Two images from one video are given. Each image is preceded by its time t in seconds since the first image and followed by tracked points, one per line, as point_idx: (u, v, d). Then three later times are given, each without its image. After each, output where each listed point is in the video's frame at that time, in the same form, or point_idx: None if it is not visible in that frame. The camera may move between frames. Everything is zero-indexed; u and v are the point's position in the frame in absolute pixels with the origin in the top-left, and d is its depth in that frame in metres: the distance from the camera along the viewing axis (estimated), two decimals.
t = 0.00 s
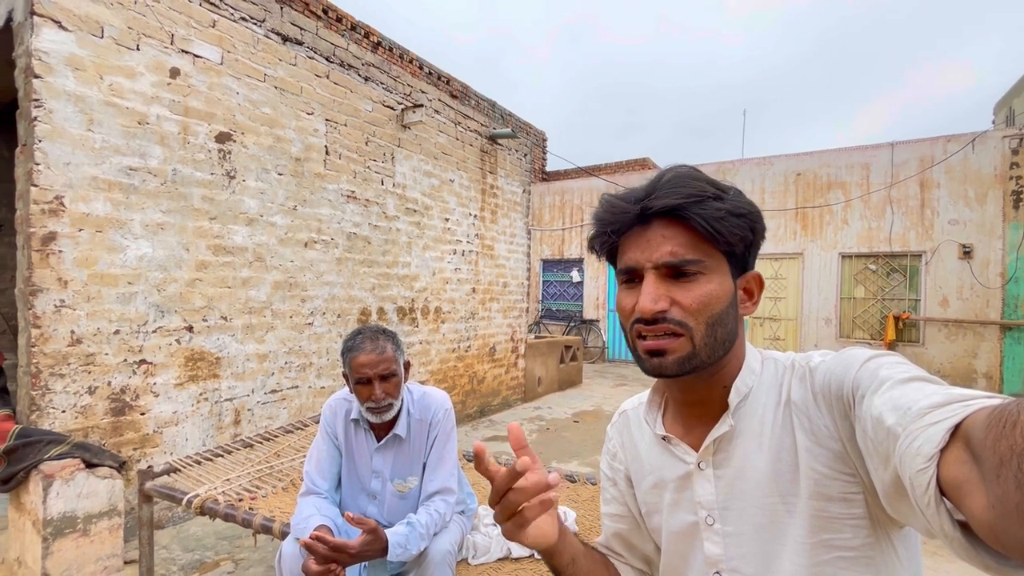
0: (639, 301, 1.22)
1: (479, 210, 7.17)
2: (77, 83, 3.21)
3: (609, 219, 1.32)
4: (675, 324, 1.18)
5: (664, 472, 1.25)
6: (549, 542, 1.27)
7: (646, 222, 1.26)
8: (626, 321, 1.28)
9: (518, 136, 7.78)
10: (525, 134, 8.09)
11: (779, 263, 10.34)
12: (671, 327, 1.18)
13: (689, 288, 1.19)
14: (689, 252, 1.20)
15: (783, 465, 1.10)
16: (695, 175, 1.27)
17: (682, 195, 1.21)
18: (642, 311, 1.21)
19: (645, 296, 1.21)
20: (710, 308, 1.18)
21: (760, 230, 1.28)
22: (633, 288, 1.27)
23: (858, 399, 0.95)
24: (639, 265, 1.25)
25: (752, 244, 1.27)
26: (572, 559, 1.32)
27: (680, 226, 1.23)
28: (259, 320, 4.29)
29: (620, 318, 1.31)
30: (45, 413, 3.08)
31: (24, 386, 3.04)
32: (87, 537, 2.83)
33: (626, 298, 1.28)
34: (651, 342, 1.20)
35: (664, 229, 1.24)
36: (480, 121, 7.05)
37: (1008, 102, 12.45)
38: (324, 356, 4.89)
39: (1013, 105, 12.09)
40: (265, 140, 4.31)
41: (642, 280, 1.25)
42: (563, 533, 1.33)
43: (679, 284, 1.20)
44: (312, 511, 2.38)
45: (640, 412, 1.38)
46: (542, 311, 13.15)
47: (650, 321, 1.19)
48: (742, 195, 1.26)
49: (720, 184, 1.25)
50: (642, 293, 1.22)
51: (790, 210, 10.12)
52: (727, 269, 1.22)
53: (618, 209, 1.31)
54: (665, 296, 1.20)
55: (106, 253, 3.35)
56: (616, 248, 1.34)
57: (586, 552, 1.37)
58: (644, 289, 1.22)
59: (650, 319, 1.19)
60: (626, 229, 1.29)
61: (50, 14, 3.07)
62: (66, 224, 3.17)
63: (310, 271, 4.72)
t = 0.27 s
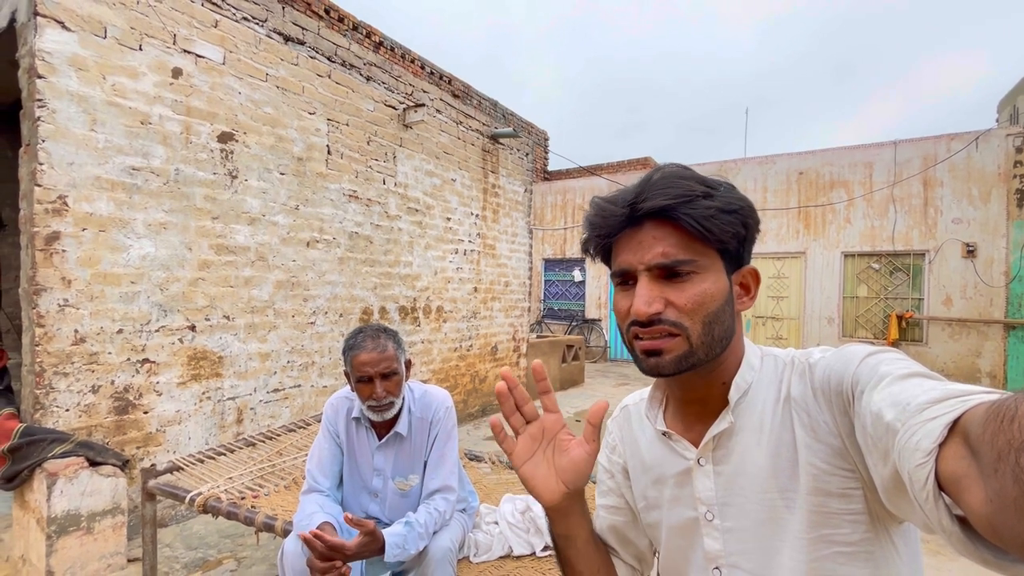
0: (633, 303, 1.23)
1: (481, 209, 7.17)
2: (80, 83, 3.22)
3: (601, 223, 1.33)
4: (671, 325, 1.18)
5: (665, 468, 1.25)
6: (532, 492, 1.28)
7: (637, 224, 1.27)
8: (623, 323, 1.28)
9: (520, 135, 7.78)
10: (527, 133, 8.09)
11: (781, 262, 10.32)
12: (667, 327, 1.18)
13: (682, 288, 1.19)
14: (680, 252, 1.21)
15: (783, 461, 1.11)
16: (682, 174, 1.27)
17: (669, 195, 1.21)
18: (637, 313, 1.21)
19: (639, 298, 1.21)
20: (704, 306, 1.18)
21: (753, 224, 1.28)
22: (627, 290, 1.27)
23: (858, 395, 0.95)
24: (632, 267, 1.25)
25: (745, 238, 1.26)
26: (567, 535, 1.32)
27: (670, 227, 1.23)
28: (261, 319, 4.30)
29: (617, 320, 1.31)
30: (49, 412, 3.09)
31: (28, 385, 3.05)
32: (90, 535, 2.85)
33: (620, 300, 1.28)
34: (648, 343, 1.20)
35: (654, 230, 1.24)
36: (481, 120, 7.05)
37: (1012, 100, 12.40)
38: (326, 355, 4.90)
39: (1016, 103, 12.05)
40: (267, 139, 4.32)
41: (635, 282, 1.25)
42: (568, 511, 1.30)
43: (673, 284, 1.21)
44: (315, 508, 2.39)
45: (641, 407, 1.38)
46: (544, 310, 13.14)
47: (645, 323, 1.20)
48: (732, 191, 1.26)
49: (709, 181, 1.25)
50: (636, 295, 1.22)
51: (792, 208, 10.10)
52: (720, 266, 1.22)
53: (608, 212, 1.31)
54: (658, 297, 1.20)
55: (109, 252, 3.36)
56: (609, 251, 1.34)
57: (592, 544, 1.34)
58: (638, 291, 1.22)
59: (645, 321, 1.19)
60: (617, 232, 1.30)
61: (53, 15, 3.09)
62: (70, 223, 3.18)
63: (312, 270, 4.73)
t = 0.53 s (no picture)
0: (640, 298, 1.22)
1: (482, 209, 7.17)
2: (83, 84, 3.23)
3: (605, 216, 1.32)
4: (678, 321, 1.19)
5: (665, 467, 1.26)
6: (536, 516, 1.27)
7: (642, 218, 1.27)
8: (626, 319, 1.28)
9: (521, 135, 7.78)
10: (528, 133, 8.09)
11: (783, 262, 10.31)
12: (674, 324, 1.18)
13: (689, 284, 1.20)
14: (687, 247, 1.21)
15: (782, 458, 1.11)
16: (688, 170, 1.28)
17: (678, 190, 1.22)
18: (645, 308, 1.21)
19: (646, 293, 1.21)
20: (711, 303, 1.19)
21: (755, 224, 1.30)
22: (631, 286, 1.27)
23: (857, 393, 0.95)
24: (638, 262, 1.25)
25: (748, 237, 1.28)
26: (571, 550, 1.29)
27: (677, 222, 1.23)
28: (263, 318, 4.32)
29: (620, 316, 1.31)
30: (53, 412, 3.11)
31: (32, 384, 3.07)
32: (94, 534, 2.86)
33: (624, 296, 1.27)
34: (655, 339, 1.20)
35: (661, 225, 1.24)
36: (483, 120, 7.06)
37: (1014, 99, 12.37)
38: (328, 355, 4.91)
39: (1018, 102, 12.03)
40: (269, 140, 4.33)
41: (640, 277, 1.25)
42: (571, 526, 1.29)
43: (679, 280, 1.21)
44: (317, 507, 2.40)
45: (641, 406, 1.39)
46: (545, 310, 13.14)
47: (652, 320, 1.20)
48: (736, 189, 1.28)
49: (713, 178, 1.26)
50: (643, 290, 1.22)
51: (794, 208, 10.09)
52: (725, 263, 1.23)
53: (613, 206, 1.30)
54: (666, 293, 1.20)
55: (112, 252, 3.38)
56: (613, 245, 1.33)
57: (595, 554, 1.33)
58: (645, 286, 1.22)
59: (652, 317, 1.19)
60: (623, 227, 1.29)
61: (56, 16, 3.10)
62: (73, 224, 3.19)
63: (314, 270, 4.74)
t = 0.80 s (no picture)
0: (652, 291, 1.22)
1: (482, 209, 7.18)
2: (84, 85, 3.25)
3: (617, 205, 1.31)
4: (688, 316, 1.19)
5: (662, 465, 1.26)
6: (549, 534, 1.26)
7: (657, 212, 1.27)
8: (630, 313, 1.27)
9: (521, 135, 7.79)
10: (528, 134, 8.10)
11: (783, 262, 10.31)
12: (684, 319, 1.19)
13: (701, 280, 1.21)
14: (702, 244, 1.23)
15: (777, 455, 1.12)
16: (704, 169, 1.30)
17: (699, 186, 1.23)
18: (656, 300, 1.21)
19: (661, 286, 1.21)
20: (720, 300, 1.21)
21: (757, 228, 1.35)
22: (640, 279, 1.26)
23: (850, 389, 0.96)
24: (651, 255, 1.25)
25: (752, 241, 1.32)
26: (578, 563, 1.32)
27: (692, 218, 1.25)
28: (264, 319, 4.32)
29: (622, 310, 1.30)
30: (54, 412, 3.12)
31: (34, 385, 3.08)
32: (95, 534, 2.87)
33: (632, 289, 1.26)
34: (662, 333, 1.20)
35: (675, 220, 1.25)
36: (483, 121, 7.07)
37: (1015, 98, 12.37)
38: (328, 355, 4.91)
39: (1019, 101, 12.03)
40: (269, 140, 4.34)
41: (651, 271, 1.25)
42: (583, 544, 1.30)
43: (691, 275, 1.22)
44: (318, 506, 2.41)
45: (638, 404, 1.39)
46: (545, 310, 13.15)
47: (664, 313, 1.20)
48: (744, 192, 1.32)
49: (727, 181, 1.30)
50: (656, 283, 1.22)
51: (794, 208, 10.10)
52: (732, 264, 1.27)
53: (625, 197, 1.30)
54: (679, 288, 1.20)
55: (113, 253, 3.38)
56: (620, 237, 1.32)
57: (601, 564, 1.34)
58: (658, 279, 1.22)
59: (664, 310, 1.19)
60: (635, 219, 1.29)
61: (57, 18, 3.11)
62: (74, 224, 3.20)
63: (314, 270, 4.74)
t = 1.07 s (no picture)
0: (651, 302, 1.22)
1: (482, 210, 7.18)
2: (83, 86, 3.24)
3: (614, 213, 1.30)
4: (688, 327, 1.19)
5: (663, 466, 1.26)
6: (552, 530, 1.26)
7: (656, 220, 1.26)
8: (630, 323, 1.27)
9: (521, 136, 7.79)
10: (528, 134, 8.10)
11: (783, 262, 10.30)
12: (685, 330, 1.19)
13: (701, 290, 1.20)
14: (701, 253, 1.22)
15: (779, 456, 1.11)
16: (702, 173, 1.29)
17: (698, 194, 1.22)
18: (656, 312, 1.20)
19: (660, 298, 1.20)
20: (720, 309, 1.20)
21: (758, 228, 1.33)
22: (639, 288, 1.26)
23: (853, 390, 0.95)
24: (650, 265, 1.24)
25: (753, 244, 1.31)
26: (578, 561, 1.32)
27: (692, 225, 1.23)
28: (263, 320, 4.32)
29: (621, 318, 1.30)
30: (53, 413, 3.11)
31: (32, 386, 3.07)
32: (94, 536, 2.86)
33: (631, 298, 1.26)
34: (662, 345, 1.20)
35: (674, 228, 1.24)
36: (482, 121, 7.07)
37: (1014, 98, 12.38)
38: (328, 356, 4.90)
39: (1018, 101, 12.04)
40: (268, 141, 4.34)
41: (651, 280, 1.24)
42: (584, 541, 1.30)
43: (691, 285, 1.21)
44: (317, 508, 2.40)
45: (639, 404, 1.39)
46: (545, 311, 13.14)
47: (663, 325, 1.19)
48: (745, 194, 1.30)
49: (726, 184, 1.28)
50: (655, 294, 1.21)
51: (793, 208, 10.10)
52: (733, 270, 1.26)
53: (623, 204, 1.28)
54: (678, 298, 1.20)
55: (112, 254, 3.38)
56: (619, 244, 1.31)
57: (602, 563, 1.34)
58: (657, 290, 1.22)
59: (664, 322, 1.19)
60: (633, 227, 1.28)
61: (56, 19, 3.11)
62: (73, 225, 3.20)
63: (313, 271, 4.74)
